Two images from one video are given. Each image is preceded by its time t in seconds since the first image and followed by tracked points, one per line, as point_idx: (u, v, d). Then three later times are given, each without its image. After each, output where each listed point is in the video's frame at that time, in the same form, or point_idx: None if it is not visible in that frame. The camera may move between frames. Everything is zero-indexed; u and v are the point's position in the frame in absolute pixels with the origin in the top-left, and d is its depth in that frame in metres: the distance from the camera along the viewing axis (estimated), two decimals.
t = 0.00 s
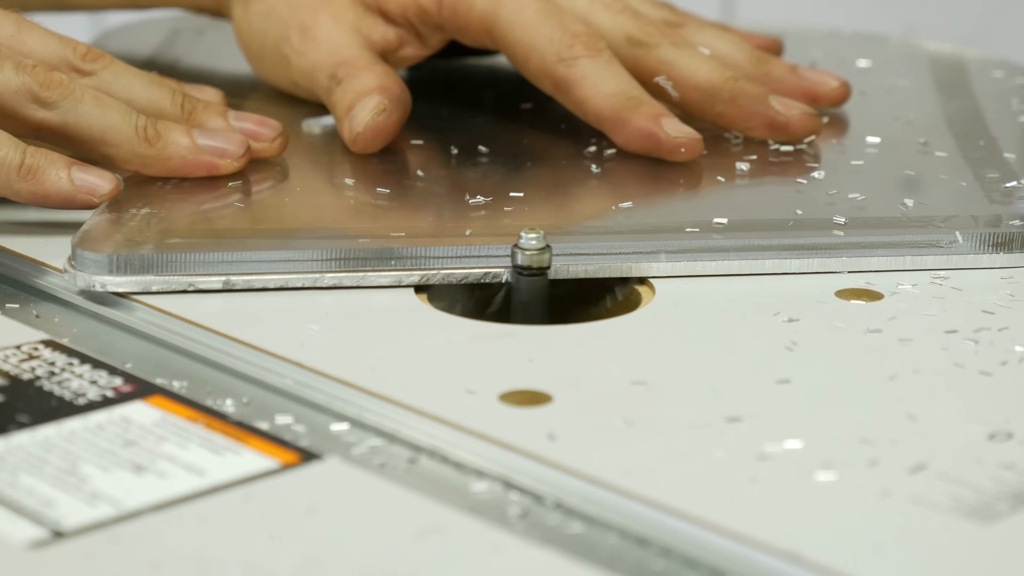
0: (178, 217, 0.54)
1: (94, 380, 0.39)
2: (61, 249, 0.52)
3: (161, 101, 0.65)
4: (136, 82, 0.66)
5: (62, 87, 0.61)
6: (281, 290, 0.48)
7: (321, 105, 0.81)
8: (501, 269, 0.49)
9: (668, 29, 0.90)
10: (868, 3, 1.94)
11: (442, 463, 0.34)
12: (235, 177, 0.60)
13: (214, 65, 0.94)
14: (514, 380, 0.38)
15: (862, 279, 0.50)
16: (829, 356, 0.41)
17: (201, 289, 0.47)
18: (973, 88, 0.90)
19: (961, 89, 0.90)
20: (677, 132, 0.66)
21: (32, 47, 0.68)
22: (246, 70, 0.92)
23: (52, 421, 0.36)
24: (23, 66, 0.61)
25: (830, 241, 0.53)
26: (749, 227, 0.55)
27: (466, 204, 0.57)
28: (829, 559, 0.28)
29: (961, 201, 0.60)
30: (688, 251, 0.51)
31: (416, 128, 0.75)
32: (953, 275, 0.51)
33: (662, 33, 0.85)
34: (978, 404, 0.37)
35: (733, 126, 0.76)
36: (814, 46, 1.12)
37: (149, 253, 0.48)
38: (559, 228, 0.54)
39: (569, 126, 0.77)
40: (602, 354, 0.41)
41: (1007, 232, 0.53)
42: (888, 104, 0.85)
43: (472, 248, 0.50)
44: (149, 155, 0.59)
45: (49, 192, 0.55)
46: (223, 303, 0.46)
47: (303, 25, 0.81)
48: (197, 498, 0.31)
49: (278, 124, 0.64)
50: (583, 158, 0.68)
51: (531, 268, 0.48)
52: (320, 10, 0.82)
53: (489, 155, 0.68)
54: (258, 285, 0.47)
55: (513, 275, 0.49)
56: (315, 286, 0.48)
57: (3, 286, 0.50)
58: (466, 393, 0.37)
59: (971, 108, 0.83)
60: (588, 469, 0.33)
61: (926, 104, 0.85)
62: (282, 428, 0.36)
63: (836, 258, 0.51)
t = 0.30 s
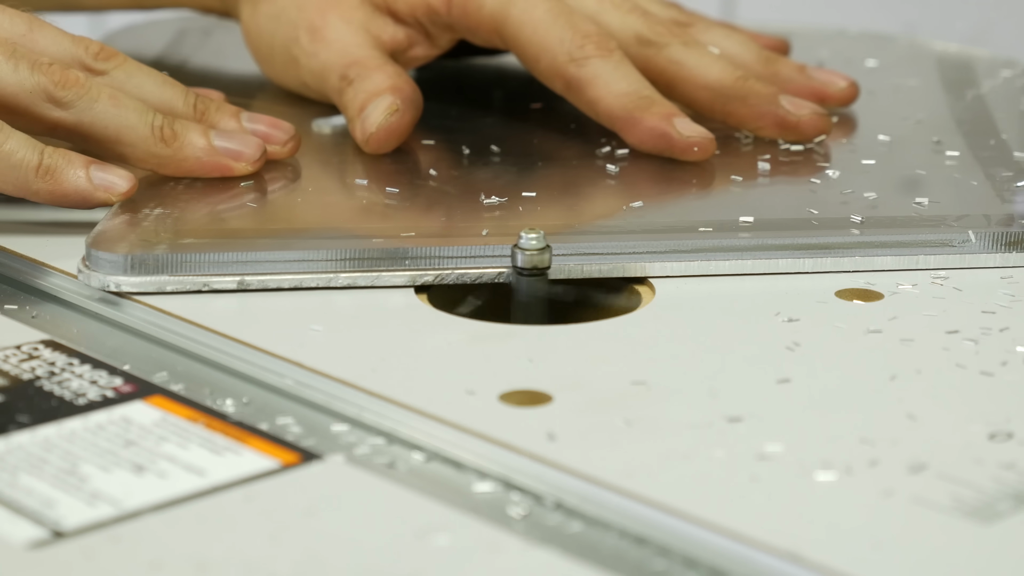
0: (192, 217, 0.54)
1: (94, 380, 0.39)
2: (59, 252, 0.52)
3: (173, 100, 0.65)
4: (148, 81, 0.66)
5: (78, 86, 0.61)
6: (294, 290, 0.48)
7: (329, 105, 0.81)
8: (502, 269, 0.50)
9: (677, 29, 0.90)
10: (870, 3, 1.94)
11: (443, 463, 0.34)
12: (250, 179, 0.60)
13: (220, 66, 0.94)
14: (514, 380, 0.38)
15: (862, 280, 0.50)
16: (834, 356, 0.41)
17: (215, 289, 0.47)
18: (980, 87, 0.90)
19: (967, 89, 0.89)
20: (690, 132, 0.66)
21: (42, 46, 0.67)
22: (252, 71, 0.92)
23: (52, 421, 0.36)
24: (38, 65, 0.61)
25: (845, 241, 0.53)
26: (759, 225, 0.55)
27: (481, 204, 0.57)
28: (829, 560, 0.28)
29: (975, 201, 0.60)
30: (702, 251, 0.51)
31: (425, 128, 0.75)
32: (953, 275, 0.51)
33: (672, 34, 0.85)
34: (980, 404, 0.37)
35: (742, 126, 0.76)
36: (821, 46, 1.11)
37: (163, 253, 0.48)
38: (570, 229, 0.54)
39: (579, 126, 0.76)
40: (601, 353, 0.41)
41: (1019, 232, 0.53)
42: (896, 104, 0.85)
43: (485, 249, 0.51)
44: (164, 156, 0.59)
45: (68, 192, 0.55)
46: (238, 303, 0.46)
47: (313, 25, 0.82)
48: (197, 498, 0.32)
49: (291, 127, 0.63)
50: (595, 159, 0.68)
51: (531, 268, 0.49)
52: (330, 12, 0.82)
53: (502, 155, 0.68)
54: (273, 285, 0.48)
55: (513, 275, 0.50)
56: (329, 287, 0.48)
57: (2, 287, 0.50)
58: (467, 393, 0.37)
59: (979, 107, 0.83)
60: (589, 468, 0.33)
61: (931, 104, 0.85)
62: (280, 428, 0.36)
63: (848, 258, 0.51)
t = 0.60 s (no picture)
0: (205, 218, 0.54)
1: (94, 380, 0.39)
2: (59, 253, 0.51)
3: (184, 100, 0.65)
4: (160, 81, 0.66)
5: (91, 86, 0.60)
6: (309, 290, 0.48)
7: (336, 104, 0.81)
8: (502, 269, 0.50)
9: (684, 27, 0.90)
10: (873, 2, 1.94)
11: (443, 463, 0.34)
12: (262, 180, 0.60)
13: (225, 65, 0.94)
14: (514, 380, 0.38)
15: (864, 279, 0.50)
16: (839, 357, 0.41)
17: (230, 289, 0.47)
18: (986, 86, 0.90)
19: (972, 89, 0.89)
20: (702, 131, 0.66)
21: (54, 45, 0.67)
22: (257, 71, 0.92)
23: (52, 421, 0.36)
24: (51, 65, 0.61)
25: (859, 240, 0.53)
26: (772, 225, 0.55)
27: (491, 205, 0.57)
28: (829, 560, 0.28)
29: (987, 199, 0.60)
30: (717, 250, 0.51)
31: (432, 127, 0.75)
32: (953, 275, 0.51)
33: (680, 33, 0.85)
34: (981, 404, 0.37)
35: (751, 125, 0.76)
36: (826, 45, 1.11)
37: (176, 255, 0.48)
38: (584, 229, 0.53)
39: (588, 126, 0.77)
40: (602, 353, 0.41)
41: None
42: (901, 104, 0.85)
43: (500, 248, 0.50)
44: (177, 155, 0.59)
45: (81, 194, 0.55)
46: (252, 303, 0.46)
47: (321, 27, 0.81)
48: (197, 498, 0.32)
49: (301, 127, 0.64)
50: (605, 158, 0.68)
51: (531, 268, 0.48)
52: (339, 12, 0.81)
53: (512, 155, 0.68)
54: (288, 285, 0.47)
55: (513, 275, 0.49)
56: (344, 287, 0.48)
57: (3, 287, 0.50)
58: (465, 393, 0.37)
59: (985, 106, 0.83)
60: (590, 467, 0.33)
61: (936, 104, 0.85)
62: (280, 429, 0.36)
63: (863, 257, 0.51)
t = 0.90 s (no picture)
0: (218, 218, 0.54)
1: (94, 380, 0.39)
2: (62, 254, 0.51)
3: (197, 100, 0.65)
4: (172, 81, 0.66)
5: (104, 86, 0.60)
6: (325, 289, 0.48)
7: (345, 105, 0.81)
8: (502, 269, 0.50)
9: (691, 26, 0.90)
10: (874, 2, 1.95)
11: (443, 463, 0.34)
12: (275, 180, 0.60)
13: (230, 66, 0.94)
14: (514, 380, 0.38)
15: (863, 280, 0.50)
16: (841, 357, 0.41)
17: (246, 289, 0.47)
18: (991, 85, 0.90)
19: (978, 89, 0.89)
20: (714, 130, 0.66)
21: (68, 43, 0.67)
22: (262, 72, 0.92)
23: (52, 421, 0.36)
24: (65, 64, 0.61)
25: (872, 239, 0.53)
26: (785, 224, 0.55)
27: (494, 204, 0.57)
28: (829, 560, 0.28)
29: (999, 198, 0.61)
30: (732, 250, 0.52)
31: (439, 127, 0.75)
32: (953, 275, 0.51)
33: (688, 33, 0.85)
34: (981, 404, 0.37)
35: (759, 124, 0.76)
36: (830, 45, 1.11)
37: (189, 254, 0.48)
38: (599, 229, 0.53)
39: (597, 126, 0.77)
40: (602, 352, 0.41)
41: None
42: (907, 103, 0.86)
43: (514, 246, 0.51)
44: (190, 155, 0.59)
45: (94, 196, 0.55)
46: (268, 303, 0.46)
47: (329, 27, 0.81)
48: (197, 498, 0.32)
49: (313, 128, 0.64)
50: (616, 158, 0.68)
51: (531, 268, 0.48)
52: (347, 13, 0.81)
53: (518, 155, 0.68)
54: (303, 285, 0.48)
55: (513, 275, 0.49)
56: (359, 287, 0.48)
57: (4, 287, 0.50)
58: (465, 394, 0.37)
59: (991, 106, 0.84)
60: (589, 467, 0.33)
61: (940, 104, 0.85)
62: (280, 429, 0.36)
63: (877, 256, 0.52)
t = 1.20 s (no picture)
0: (230, 218, 0.54)
1: (94, 380, 0.39)
2: (66, 255, 0.51)
3: (208, 99, 0.65)
4: (183, 80, 0.66)
5: (117, 85, 0.60)
6: (340, 290, 0.48)
7: (352, 105, 0.81)
8: (501, 269, 0.49)
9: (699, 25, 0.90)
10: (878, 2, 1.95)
11: (443, 463, 0.34)
12: (286, 180, 0.60)
13: (234, 66, 0.94)
14: (514, 380, 0.38)
15: (863, 280, 0.50)
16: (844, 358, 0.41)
17: (262, 288, 0.47)
18: (997, 84, 0.90)
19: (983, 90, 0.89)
20: (725, 129, 0.67)
21: (79, 43, 0.67)
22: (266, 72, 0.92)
23: (52, 421, 0.36)
24: (78, 63, 0.60)
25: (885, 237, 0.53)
26: (799, 223, 0.55)
27: (493, 203, 0.57)
28: (829, 560, 0.28)
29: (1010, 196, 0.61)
30: (745, 249, 0.52)
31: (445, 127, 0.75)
32: (953, 275, 0.51)
33: (696, 32, 0.85)
34: (981, 404, 0.37)
35: (768, 122, 0.76)
36: (835, 44, 1.12)
37: (204, 255, 0.48)
38: (612, 229, 0.53)
39: (605, 126, 0.77)
40: (600, 354, 0.41)
41: None
42: (913, 103, 0.86)
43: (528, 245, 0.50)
44: (201, 155, 0.59)
45: (107, 196, 0.55)
46: (284, 303, 0.46)
47: (338, 28, 0.81)
48: (197, 498, 0.32)
49: (324, 128, 0.64)
50: (626, 158, 0.68)
51: (532, 268, 0.48)
52: (354, 13, 0.81)
53: (521, 154, 0.68)
54: (319, 285, 0.48)
55: (513, 275, 0.49)
56: (375, 287, 0.48)
57: (4, 287, 0.50)
58: (465, 393, 0.37)
59: (998, 105, 0.84)
60: (589, 468, 0.33)
61: (944, 105, 0.85)
62: (280, 429, 0.36)
63: (889, 255, 0.52)
